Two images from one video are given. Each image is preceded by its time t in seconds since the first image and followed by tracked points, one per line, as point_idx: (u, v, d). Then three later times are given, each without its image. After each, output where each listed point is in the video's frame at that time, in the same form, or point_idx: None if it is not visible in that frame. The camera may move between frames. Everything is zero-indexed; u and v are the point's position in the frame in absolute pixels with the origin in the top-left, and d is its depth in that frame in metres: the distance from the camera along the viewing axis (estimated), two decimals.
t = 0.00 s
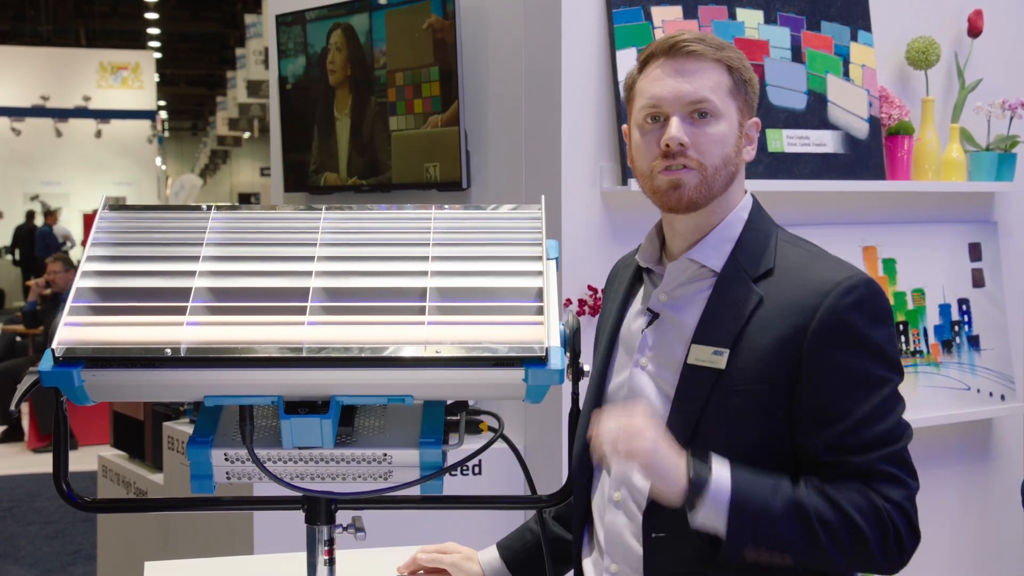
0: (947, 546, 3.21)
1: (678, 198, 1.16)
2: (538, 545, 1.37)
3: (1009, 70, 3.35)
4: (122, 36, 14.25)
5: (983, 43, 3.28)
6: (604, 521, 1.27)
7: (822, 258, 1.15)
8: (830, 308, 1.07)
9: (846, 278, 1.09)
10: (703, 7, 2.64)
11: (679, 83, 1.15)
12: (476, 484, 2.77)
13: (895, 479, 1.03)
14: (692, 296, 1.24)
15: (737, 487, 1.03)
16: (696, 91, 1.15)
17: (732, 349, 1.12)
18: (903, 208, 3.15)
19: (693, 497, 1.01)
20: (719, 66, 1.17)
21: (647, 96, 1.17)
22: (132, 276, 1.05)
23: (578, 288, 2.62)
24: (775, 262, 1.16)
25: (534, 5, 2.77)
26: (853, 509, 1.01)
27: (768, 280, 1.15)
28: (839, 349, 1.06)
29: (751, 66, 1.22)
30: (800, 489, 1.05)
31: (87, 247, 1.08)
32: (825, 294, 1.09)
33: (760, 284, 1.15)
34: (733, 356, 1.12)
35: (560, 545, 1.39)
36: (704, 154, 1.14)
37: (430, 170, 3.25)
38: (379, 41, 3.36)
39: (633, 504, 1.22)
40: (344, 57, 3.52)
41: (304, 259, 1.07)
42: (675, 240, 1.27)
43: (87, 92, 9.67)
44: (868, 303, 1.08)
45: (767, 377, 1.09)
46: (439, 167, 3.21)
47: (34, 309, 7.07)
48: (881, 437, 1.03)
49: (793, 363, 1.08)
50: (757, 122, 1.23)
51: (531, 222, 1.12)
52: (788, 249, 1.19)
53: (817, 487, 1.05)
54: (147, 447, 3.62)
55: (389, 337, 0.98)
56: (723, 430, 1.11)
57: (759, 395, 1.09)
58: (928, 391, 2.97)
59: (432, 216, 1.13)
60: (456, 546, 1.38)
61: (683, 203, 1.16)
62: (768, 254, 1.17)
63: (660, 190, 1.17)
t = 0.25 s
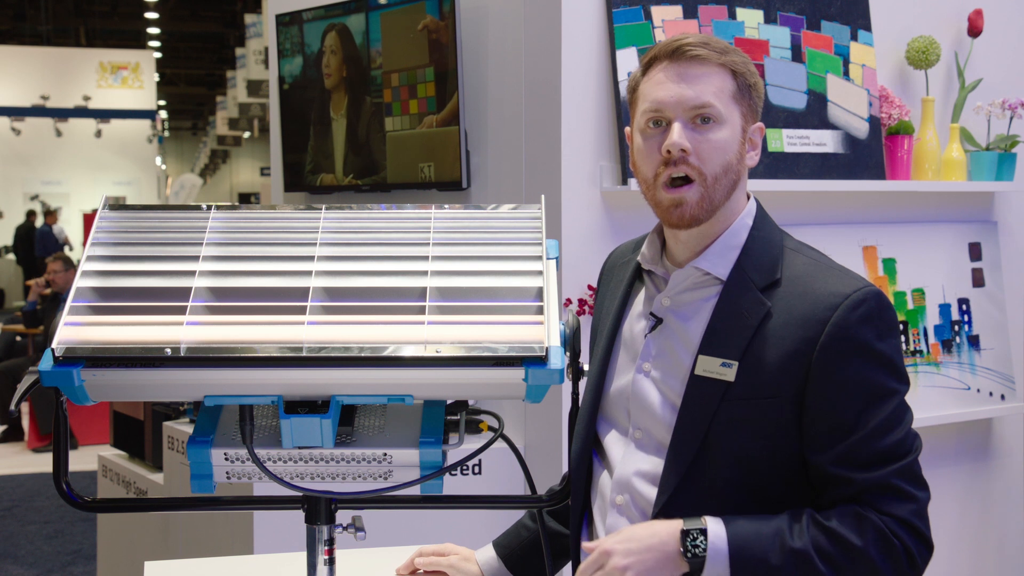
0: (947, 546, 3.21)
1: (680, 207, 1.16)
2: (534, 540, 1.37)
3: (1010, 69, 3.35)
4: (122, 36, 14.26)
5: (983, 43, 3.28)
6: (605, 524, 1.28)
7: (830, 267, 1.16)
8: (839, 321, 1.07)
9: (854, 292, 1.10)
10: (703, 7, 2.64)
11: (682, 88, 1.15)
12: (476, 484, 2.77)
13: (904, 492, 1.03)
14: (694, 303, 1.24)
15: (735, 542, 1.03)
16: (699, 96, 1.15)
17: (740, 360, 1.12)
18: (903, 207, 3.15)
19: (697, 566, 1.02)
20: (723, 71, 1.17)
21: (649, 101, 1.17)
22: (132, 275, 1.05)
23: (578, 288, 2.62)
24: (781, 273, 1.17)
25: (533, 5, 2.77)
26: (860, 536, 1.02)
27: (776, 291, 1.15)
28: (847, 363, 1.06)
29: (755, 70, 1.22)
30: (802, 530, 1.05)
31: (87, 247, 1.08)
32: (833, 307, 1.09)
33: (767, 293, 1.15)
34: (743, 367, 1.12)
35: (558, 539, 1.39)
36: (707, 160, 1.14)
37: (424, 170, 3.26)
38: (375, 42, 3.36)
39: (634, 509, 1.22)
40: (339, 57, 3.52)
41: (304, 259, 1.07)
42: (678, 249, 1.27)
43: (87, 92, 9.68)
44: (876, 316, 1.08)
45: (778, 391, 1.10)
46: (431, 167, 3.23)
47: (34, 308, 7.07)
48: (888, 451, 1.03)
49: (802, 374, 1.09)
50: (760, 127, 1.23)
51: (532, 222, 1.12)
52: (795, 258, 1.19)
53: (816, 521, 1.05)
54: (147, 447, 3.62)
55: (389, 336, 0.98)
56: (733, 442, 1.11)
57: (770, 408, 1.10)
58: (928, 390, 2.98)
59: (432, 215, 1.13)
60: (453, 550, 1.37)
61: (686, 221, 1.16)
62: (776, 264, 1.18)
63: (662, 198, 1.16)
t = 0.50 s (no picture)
0: (947, 546, 3.21)
1: (685, 208, 1.16)
2: (534, 540, 1.37)
3: (1010, 69, 3.35)
4: (122, 36, 14.26)
5: (983, 43, 3.28)
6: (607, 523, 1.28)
7: (829, 262, 1.16)
8: (836, 316, 1.08)
9: (852, 286, 1.10)
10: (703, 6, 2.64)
11: (684, 89, 1.15)
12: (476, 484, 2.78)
13: (891, 484, 1.02)
14: (694, 301, 1.25)
15: (722, 480, 1.02)
16: (701, 96, 1.15)
17: (740, 358, 1.13)
18: (903, 207, 3.15)
19: (675, 494, 1.01)
20: (723, 70, 1.17)
21: (650, 102, 1.17)
22: (132, 275, 1.05)
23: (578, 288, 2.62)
24: (780, 270, 1.17)
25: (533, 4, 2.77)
26: (846, 510, 1.00)
27: (775, 288, 1.16)
28: (844, 356, 1.06)
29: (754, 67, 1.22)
30: (789, 488, 1.04)
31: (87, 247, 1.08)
32: (831, 302, 1.09)
33: (767, 291, 1.16)
34: (742, 365, 1.13)
35: (557, 539, 1.39)
36: (711, 161, 1.14)
37: (419, 170, 3.27)
38: (371, 43, 3.36)
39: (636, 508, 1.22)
40: (335, 57, 3.52)
41: (305, 259, 1.07)
42: (680, 244, 1.28)
43: (87, 92, 9.68)
44: (874, 310, 1.09)
45: (775, 386, 1.10)
46: (427, 166, 3.23)
47: (34, 308, 7.07)
48: (878, 441, 1.02)
49: (800, 370, 1.09)
50: (760, 124, 1.23)
51: (531, 221, 1.12)
52: (794, 254, 1.20)
53: (807, 486, 1.04)
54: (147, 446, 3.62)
55: (389, 336, 0.98)
56: (732, 438, 1.12)
57: (768, 404, 1.10)
58: (928, 390, 2.98)
59: (432, 215, 1.13)
60: (453, 548, 1.38)
61: (690, 214, 1.17)
62: (775, 261, 1.18)
63: (666, 199, 1.17)
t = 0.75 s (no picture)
0: (947, 545, 3.21)
1: (680, 202, 1.16)
2: (534, 540, 1.37)
3: (1010, 68, 3.35)
4: (122, 35, 14.26)
5: (983, 42, 3.28)
6: (611, 523, 1.28)
7: (826, 256, 1.17)
8: (830, 306, 1.09)
9: (847, 278, 1.12)
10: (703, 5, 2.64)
11: (676, 84, 1.15)
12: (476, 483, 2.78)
13: (867, 467, 1.03)
14: (694, 297, 1.24)
15: (699, 441, 1.02)
16: (694, 91, 1.15)
17: (737, 351, 1.14)
18: (903, 206, 3.15)
19: (652, 447, 1.02)
20: (717, 66, 1.17)
21: (644, 98, 1.17)
22: (132, 274, 1.05)
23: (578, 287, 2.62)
24: (778, 264, 1.18)
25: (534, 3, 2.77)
26: (822, 485, 1.01)
27: (772, 282, 1.17)
28: (835, 345, 1.08)
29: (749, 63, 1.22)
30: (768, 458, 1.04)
31: (87, 246, 1.08)
32: (826, 294, 1.11)
33: (764, 285, 1.17)
34: (738, 358, 1.14)
35: (558, 541, 1.39)
36: (705, 155, 1.14)
37: (415, 169, 3.27)
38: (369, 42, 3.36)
39: (640, 507, 1.22)
40: (331, 57, 3.52)
41: (305, 258, 1.07)
42: (680, 242, 1.27)
43: (87, 91, 9.67)
44: (867, 301, 1.10)
45: (770, 377, 1.11)
46: (423, 166, 3.23)
47: (34, 307, 7.07)
48: (859, 425, 1.04)
49: (793, 361, 1.10)
50: (756, 120, 1.23)
51: (531, 220, 1.12)
52: (792, 249, 1.21)
53: (785, 460, 1.03)
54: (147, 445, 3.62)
55: (390, 335, 0.99)
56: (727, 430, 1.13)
57: (761, 395, 1.11)
58: (928, 389, 2.98)
59: (432, 214, 1.13)
60: (454, 546, 1.38)
61: (684, 208, 1.16)
62: (773, 256, 1.19)
63: (661, 194, 1.17)
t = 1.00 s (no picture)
0: (947, 545, 3.21)
1: (683, 198, 1.16)
2: (533, 540, 1.37)
3: (1010, 67, 3.35)
4: (123, 34, 14.26)
5: (983, 42, 3.28)
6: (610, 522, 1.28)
7: (827, 254, 1.18)
8: (834, 305, 1.09)
9: (850, 277, 1.12)
10: (703, 5, 2.64)
11: (676, 82, 1.15)
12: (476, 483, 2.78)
13: (870, 472, 1.04)
14: (695, 294, 1.24)
15: (700, 455, 1.03)
16: (694, 87, 1.15)
17: (738, 348, 1.14)
18: (903, 205, 3.15)
19: (656, 468, 1.01)
20: (715, 62, 1.17)
21: (644, 97, 1.17)
22: (132, 274, 1.05)
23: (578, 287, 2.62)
24: (780, 262, 1.18)
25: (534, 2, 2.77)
26: (824, 492, 1.02)
27: (774, 279, 1.17)
28: (838, 344, 1.08)
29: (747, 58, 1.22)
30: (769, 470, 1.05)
31: (87, 246, 1.08)
32: (829, 291, 1.11)
33: (765, 282, 1.17)
34: (739, 355, 1.14)
35: (558, 541, 1.39)
36: (706, 151, 1.14)
37: (413, 169, 3.27)
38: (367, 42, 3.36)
39: (639, 504, 1.22)
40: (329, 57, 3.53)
41: (305, 258, 1.07)
42: (681, 238, 1.28)
43: (87, 91, 9.67)
44: (871, 300, 1.11)
45: (771, 374, 1.11)
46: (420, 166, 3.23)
47: (34, 307, 7.07)
48: (863, 428, 1.05)
49: (795, 357, 1.11)
50: (757, 114, 1.23)
51: (531, 220, 1.12)
52: (794, 247, 1.21)
53: (785, 470, 1.05)
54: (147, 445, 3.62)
55: (390, 335, 0.99)
56: (728, 428, 1.12)
57: (762, 392, 1.11)
58: (928, 389, 2.98)
59: (432, 214, 1.13)
60: (453, 546, 1.37)
61: (688, 202, 1.16)
62: (774, 253, 1.19)
63: (663, 190, 1.17)
